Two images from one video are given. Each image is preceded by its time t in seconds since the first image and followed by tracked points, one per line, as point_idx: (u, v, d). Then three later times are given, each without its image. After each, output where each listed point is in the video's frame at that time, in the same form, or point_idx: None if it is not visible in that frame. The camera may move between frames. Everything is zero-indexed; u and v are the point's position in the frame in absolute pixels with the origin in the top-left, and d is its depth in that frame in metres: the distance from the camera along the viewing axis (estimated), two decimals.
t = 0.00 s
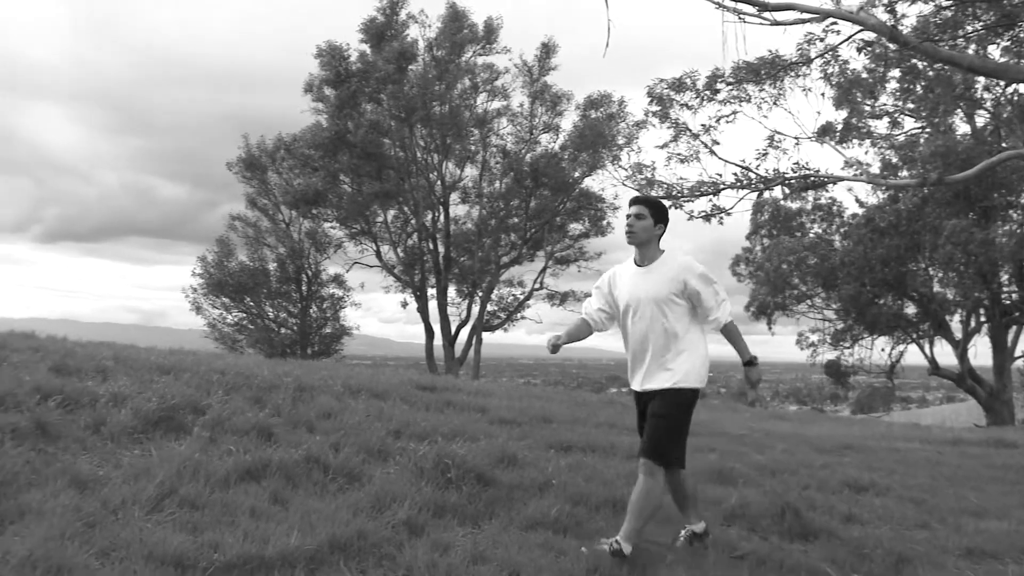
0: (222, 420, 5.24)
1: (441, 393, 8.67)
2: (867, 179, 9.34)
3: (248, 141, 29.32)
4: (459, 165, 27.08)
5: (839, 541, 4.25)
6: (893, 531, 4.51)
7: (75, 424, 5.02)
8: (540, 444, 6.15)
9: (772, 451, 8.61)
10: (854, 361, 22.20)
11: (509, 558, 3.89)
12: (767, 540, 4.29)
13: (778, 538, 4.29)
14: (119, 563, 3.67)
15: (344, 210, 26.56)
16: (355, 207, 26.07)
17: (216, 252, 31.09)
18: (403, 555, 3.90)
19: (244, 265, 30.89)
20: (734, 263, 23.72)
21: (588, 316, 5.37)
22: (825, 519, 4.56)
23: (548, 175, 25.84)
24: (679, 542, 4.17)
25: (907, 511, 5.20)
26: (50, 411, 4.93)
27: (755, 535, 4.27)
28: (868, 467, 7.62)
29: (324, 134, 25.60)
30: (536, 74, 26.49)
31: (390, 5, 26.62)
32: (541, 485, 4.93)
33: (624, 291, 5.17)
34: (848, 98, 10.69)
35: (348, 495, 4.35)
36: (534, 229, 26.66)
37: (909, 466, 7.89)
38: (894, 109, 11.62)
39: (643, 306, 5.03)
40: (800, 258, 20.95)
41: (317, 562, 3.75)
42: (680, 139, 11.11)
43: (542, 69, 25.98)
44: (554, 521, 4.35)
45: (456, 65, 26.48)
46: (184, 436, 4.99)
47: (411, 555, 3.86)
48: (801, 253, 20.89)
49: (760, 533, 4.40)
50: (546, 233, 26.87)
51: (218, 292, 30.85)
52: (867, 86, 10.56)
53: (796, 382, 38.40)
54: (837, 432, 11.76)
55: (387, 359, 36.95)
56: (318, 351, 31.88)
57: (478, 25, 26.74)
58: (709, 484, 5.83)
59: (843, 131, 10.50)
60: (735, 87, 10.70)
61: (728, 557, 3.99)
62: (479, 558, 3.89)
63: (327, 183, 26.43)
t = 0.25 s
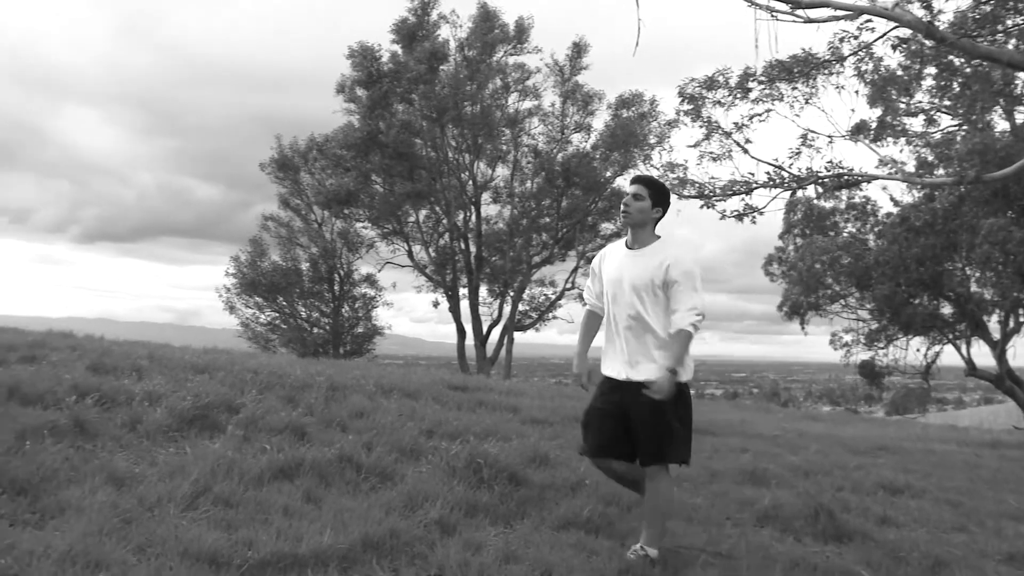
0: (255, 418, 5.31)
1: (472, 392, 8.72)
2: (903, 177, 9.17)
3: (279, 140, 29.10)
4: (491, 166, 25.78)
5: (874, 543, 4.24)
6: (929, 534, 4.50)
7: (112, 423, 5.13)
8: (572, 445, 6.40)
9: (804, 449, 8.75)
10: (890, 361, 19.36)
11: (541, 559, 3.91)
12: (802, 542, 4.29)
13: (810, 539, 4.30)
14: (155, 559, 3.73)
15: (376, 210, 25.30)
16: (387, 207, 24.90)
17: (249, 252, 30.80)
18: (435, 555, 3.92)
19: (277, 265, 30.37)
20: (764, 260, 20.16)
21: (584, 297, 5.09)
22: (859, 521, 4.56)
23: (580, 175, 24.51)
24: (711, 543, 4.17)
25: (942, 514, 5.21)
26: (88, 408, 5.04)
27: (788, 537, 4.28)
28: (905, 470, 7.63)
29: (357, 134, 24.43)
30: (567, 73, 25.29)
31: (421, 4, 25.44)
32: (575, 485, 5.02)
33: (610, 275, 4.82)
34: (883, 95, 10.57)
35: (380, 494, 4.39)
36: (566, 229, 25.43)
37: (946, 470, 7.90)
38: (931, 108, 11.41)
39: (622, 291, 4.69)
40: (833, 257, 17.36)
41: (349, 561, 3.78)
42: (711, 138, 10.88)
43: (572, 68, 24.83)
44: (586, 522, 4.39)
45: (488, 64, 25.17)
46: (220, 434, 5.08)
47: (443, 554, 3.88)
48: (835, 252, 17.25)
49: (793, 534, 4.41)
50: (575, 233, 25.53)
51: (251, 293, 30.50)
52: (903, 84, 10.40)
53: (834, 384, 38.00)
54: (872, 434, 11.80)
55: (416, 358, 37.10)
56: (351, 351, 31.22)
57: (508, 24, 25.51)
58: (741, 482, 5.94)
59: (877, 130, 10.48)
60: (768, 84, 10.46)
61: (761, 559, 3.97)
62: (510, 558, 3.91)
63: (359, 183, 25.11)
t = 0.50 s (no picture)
0: (290, 417, 5.40)
1: (507, 391, 9.03)
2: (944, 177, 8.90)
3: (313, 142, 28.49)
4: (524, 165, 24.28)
5: (912, 547, 4.24)
6: (969, 539, 4.49)
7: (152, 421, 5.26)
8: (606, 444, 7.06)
9: (841, 451, 8.95)
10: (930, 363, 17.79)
11: (575, 558, 3.93)
12: (838, 544, 4.30)
13: (847, 542, 4.30)
14: (193, 555, 3.77)
15: (410, 211, 24.48)
16: (421, 207, 24.02)
17: (285, 251, 30.05)
18: (469, 554, 3.95)
19: (312, 265, 29.47)
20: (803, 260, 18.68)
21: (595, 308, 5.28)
22: (897, 525, 4.57)
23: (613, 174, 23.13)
24: (745, 544, 4.17)
25: (982, 518, 5.22)
26: (127, 406, 5.15)
27: (824, 539, 4.29)
28: (944, 473, 7.73)
29: (389, 134, 23.57)
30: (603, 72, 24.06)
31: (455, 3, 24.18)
32: (609, 486, 5.05)
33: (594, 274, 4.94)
34: (921, 93, 10.47)
35: (414, 494, 4.45)
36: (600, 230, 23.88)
37: (985, 473, 8.03)
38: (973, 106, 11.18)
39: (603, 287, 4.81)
40: (871, 256, 15.66)
41: (384, 559, 3.81)
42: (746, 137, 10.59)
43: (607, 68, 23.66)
44: (620, 523, 4.45)
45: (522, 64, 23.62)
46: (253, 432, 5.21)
47: (478, 554, 3.91)
48: (872, 251, 15.55)
49: (829, 536, 4.42)
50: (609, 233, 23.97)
51: (287, 292, 29.70)
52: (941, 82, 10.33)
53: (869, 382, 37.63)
54: (911, 437, 11.90)
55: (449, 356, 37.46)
56: (385, 352, 30.12)
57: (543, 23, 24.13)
58: (777, 484, 5.94)
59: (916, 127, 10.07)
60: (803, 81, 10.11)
61: (797, 560, 3.96)
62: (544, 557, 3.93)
63: (393, 183, 24.24)
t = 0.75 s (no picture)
0: (325, 416, 5.52)
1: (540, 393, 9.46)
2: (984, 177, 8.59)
3: (349, 143, 28.40)
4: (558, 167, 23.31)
5: (952, 551, 4.22)
6: (1009, 544, 4.48)
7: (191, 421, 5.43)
8: (643, 445, 7.22)
9: (879, 453, 9.01)
10: (970, 364, 16.77)
11: (609, 558, 3.95)
12: (876, 547, 4.27)
13: (885, 544, 4.30)
14: (229, 553, 3.81)
15: (443, 210, 23.81)
16: (455, 207, 23.46)
17: (319, 252, 30.07)
18: (504, 554, 3.97)
19: (346, 265, 29.50)
20: (835, 258, 17.56)
21: (549, 306, 4.84)
22: (937, 528, 4.56)
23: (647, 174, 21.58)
24: (781, 545, 4.16)
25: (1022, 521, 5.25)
26: (165, 404, 5.30)
27: (862, 541, 4.28)
28: (983, 476, 7.80)
29: (423, 134, 23.11)
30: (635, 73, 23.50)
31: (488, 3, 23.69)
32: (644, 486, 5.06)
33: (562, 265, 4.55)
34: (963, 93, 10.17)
35: (448, 494, 4.50)
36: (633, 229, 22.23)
37: None
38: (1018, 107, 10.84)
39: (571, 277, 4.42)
40: (909, 255, 14.20)
41: (419, 558, 3.83)
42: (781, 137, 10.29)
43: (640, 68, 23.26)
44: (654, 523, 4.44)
45: (555, 63, 22.88)
46: (289, 431, 5.38)
47: (512, 553, 3.93)
48: (911, 250, 14.06)
49: (867, 538, 4.42)
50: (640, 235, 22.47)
51: (321, 292, 29.72)
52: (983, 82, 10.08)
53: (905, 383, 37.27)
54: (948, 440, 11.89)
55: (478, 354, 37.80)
56: (418, 351, 30.47)
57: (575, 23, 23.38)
58: (812, 485, 5.95)
59: (953, 125, 9.57)
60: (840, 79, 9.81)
61: (833, 563, 3.92)
62: (578, 558, 3.93)
63: (427, 183, 23.70)
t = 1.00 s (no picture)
0: (361, 416, 5.83)
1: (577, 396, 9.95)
2: None
3: (382, 144, 28.48)
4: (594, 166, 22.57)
5: (995, 556, 4.21)
6: None
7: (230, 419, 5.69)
8: (679, 444, 7.11)
9: (917, 455, 9.03)
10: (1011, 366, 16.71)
11: (645, 559, 3.92)
12: (916, 551, 4.28)
13: (925, 548, 4.28)
14: (266, 550, 3.84)
15: (478, 210, 23.75)
16: (489, 207, 23.32)
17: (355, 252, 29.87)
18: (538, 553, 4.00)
19: (381, 265, 29.15)
20: (875, 258, 17.72)
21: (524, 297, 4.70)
22: (979, 532, 4.55)
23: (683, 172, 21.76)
24: (820, 547, 4.14)
25: None
26: (203, 404, 5.55)
27: (903, 545, 4.27)
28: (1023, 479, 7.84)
29: (457, 135, 23.32)
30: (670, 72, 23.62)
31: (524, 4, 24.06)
32: (680, 486, 5.08)
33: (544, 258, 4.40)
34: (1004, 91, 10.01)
35: (483, 493, 4.59)
36: (668, 228, 22.14)
37: None
38: None
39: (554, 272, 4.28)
40: (950, 256, 14.19)
41: (454, 557, 3.87)
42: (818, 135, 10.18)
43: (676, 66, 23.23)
44: (690, 524, 4.43)
45: (590, 64, 23.32)
46: (326, 430, 5.65)
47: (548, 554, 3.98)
48: (950, 250, 14.12)
49: (906, 541, 4.42)
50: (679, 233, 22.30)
51: (356, 292, 29.50)
52: None
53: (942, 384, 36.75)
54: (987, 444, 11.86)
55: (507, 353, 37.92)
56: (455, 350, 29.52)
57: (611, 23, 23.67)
58: (850, 487, 5.96)
59: (996, 122, 9.40)
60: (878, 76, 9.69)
61: (872, 565, 3.90)
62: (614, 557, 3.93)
63: (462, 182, 23.74)
